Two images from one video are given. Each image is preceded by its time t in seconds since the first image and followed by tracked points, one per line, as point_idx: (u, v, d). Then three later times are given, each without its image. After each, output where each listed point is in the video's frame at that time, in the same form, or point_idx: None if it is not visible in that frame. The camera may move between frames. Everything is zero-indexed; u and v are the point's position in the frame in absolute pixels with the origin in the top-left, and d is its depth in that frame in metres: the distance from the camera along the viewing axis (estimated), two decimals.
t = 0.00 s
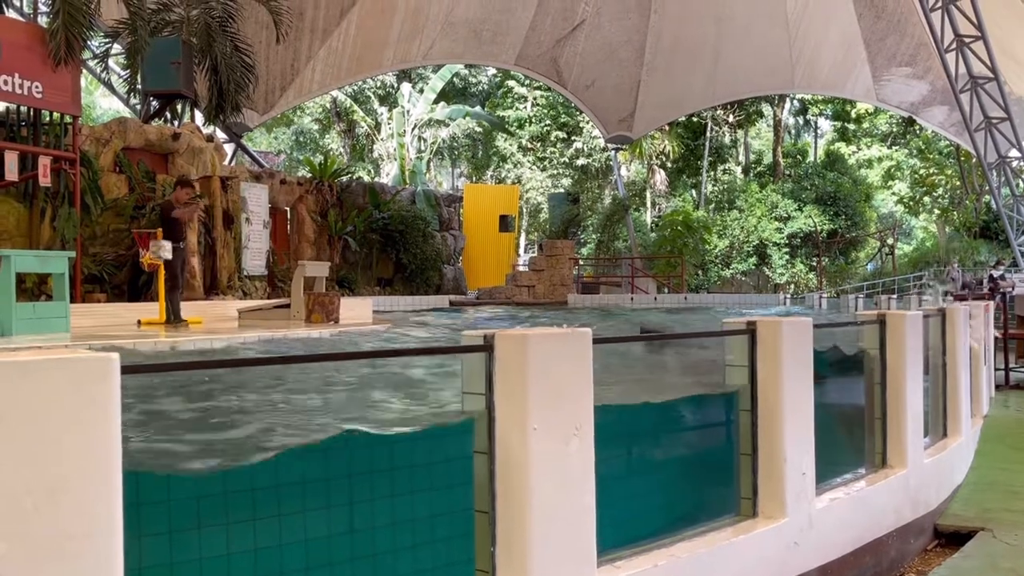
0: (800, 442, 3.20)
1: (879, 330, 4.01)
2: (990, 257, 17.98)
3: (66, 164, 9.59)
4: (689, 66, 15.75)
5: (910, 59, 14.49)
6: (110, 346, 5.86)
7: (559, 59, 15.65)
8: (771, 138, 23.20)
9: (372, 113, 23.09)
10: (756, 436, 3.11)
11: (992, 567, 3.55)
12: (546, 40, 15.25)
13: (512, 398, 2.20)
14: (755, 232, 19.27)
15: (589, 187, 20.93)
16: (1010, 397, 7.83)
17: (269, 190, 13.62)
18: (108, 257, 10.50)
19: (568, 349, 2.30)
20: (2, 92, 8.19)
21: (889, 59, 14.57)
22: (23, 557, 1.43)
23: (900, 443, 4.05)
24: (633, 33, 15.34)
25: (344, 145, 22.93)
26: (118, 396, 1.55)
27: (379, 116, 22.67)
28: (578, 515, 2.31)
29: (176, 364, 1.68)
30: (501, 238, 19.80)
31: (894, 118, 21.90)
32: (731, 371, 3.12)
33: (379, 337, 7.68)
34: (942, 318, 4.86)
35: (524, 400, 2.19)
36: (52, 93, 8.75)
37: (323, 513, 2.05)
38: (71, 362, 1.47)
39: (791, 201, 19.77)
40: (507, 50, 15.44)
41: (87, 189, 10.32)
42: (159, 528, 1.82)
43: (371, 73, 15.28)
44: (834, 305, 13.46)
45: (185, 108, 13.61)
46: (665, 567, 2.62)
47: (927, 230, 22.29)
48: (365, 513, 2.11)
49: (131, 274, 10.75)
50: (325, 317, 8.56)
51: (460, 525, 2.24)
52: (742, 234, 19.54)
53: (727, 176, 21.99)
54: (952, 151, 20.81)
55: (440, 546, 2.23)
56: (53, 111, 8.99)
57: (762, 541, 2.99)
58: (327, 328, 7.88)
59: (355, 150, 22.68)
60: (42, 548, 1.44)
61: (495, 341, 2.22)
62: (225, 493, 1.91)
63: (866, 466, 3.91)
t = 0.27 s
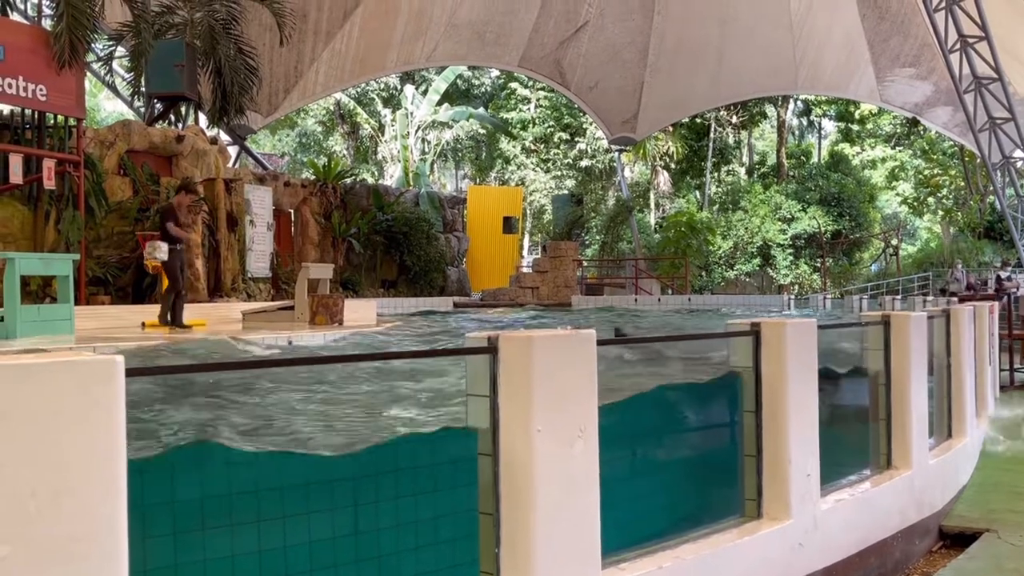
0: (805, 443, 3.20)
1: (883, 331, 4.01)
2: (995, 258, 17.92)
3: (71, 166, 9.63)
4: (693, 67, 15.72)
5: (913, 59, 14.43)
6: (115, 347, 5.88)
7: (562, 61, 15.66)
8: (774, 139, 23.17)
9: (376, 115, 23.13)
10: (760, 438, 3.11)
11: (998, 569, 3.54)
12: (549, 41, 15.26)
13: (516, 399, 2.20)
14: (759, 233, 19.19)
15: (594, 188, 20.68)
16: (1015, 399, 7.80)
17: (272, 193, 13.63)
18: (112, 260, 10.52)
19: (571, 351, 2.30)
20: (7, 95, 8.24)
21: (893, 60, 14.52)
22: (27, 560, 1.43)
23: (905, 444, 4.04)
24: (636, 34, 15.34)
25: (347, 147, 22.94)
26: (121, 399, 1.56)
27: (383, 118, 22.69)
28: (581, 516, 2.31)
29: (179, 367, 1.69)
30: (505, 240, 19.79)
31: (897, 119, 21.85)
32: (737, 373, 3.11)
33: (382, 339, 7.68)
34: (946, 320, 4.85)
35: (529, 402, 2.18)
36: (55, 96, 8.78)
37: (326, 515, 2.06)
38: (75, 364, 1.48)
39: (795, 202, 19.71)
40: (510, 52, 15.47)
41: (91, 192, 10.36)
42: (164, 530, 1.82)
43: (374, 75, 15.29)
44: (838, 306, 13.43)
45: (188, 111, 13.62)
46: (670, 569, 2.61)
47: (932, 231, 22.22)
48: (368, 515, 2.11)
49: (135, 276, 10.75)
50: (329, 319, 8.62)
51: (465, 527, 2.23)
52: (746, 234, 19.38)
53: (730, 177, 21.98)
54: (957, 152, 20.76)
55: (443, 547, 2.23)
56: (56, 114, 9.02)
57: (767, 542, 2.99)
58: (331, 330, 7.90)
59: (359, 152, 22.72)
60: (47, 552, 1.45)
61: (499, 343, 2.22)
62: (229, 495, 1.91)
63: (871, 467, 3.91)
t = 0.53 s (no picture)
0: (810, 444, 3.20)
1: (888, 332, 4.01)
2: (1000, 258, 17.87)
3: (76, 169, 9.67)
4: (697, 68, 15.72)
5: (918, 59, 14.39)
6: (120, 349, 5.91)
7: (566, 62, 15.67)
8: (779, 140, 23.15)
9: (380, 117, 23.17)
10: (766, 438, 3.12)
11: (1004, 569, 3.53)
12: (553, 42, 15.28)
13: (521, 401, 2.22)
14: (764, 234, 19.15)
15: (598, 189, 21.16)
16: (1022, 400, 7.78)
17: (277, 195, 13.66)
18: (117, 262, 10.57)
19: (577, 352, 2.31)
20: (11, 98, 8.25)
21: (897, 60, 14.48)
22: (34, 562, 1.44)
23: (911, 445, 4.04)
24: (640, 35, 15.36)
25: (352, 149, 22.98)
26: (127, 402, 1.58)
27: (387, 120, 22.74)
28: (587, 518, 2.32)
29: (184, 370, 1.71)
30: (510, 242, 19.79)
31: (902, 119, 21.81)
32: (742, 373, 3.11)
33: (387, 341, 7.69)
34: (952, 320, 4.84)
35: (533, 403, 2.20)
36: (61, 99, 8.81)
37: (332, 516, 2.06)
38: (82, 367, 1.50)
39: (800, 202, 19.67)
40: (514, 53, 15.50)
41: (96, 195, 10.40)
42: (171, 532, 1.84)
43: (379, 77, 15.32)
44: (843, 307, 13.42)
45: (193, 113, 13.66)
46: (676, 570, 2.61)
47: (937, 231, 22.17)
48: (374, 517, 2.11)
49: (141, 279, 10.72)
50: (334, 321, 8.60)
51: (471, 528, 2.25)
52: (750, 235, 19.26)
53: (735, 178, 21.97)
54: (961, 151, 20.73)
55: (450, 549, 2.22)
56: (62, 118, 9.05)
57: (772, 543, 2.99)
58: (337, 332, 7.92)
59: (363, 154, 22.75)
60: (55, 553, 1.46)
61: (504, 345, 2.24)
62: (234, 497, 1.92)
63: (877, 468, 3.91)
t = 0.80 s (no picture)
0: (817, 444, 3.19)
1: (895, 331, 4.00)
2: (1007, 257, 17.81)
3: (82, 172, 9.70)
4: (702, 68, 15.71)
5: (923, 58, 14.33)
6: (127, 351, 5.92)
7: (571, 62, 15.70)
8: (784, 140, 23.12)
9: (385, 118, 23.22)
10: (772, 438, 3.11)
11: (1012, 569, 3.52)
12: (558, 43, 15.31)
13: (528, 401, 2.22)
14: (770, 234, 19.10)
15: (604, 190, 20.74)
16: None
17: (283, 196, 13.70)
18: (123, 265, 10.60)
19: (583, 353, 2.32)
20: (17, 101, 8.29)
21: (903, 59, 14.42)
22: (42, 564, 1.46)
23: (918, 445, 4.03)
24: (645, 36, 15.36)
25: (357, 150, 23.02)
26: (133, 404, 1.59)
27: (392, 121, 22.78)
28: (594, 518, 2.32)
29: (190, 372, 1.71)
30: (515, 243, 19.80)
31: (907, 119, 21.76)
32: (748, 373, 3.12)
33: (393, 342, 7.71)
34: (958, 319, 4.82)
35: (539, 403, 2.21)
36: (67, 101, 8.85)
37: (338, 517, 2.06)
38: (89, 369, 1.51)
39: (806, 202, 19.63)
40: (519, 54, 15.54)
41: (102, 197, 10.44)
42: (177, 534, 1.85)
43: (384, 79, 15.36)
44: (849, 307, 13.40)
45: (199, 116, 13.70)
46: (683, 571, 2.62)
47: (943, 231, 22.13)
48: (381, 518, 2.12)
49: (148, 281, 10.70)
50: (340, 323, 8.58)
51: (477, 529, 2.25)
52: (756, 235, 19.31)
53: (740, 178, 21.96)
54: (967, 150, 20.69)
55: (458, 551, 2.24)
56: (68, 120, 9.09)
57: (779, 543, 2.99)
58: (343, 333, 7.94)
59: (368, 155, 22.77)
60: (63, 556, 1.47)
61: (510, 346, 2.24)
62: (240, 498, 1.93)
63: (883, 468, 3.90)
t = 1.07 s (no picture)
0: (824, 444, 3.20)
1: (902, 330, 4.00)
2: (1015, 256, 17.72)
3: (88, 174, 9.74)
4: (707, 67, 15.67)
5: (929, 57, 14.20)
6: (135, 352, 5.95)
7: (577, 62, 15.71)
8: (790, 139, 23.06)
9: (391, 119, 23.25)
10: (780, 437, 3.11)
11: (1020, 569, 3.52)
12: (564, 43, 15.31)
13: (535, 401, 2.22)
14: (777, 233, 19.04)
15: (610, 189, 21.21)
16: None
17: (289, 197, 13.71)
18: (130, 266, 10.64)
19: (590, 353, 2.33)
20: (25, 103, 8.33)
21: (909, 58, 14.33)
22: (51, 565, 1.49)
23: (926, 444, 4.02)
24: (650, 36, 15.33)
25: (363, 151, 23.06)
26: (142, 404, 1.62)
27: (398, 122, 22.82)
28: (600, 518, 2.33)
29: (196, 374, 1.73)
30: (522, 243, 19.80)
31: (914, 117, 21.67)
32: (754, 373, 3.13)
33: (399, 343, 7.73)
34: (966, 318, 4.81)
35: (546, 404, 2.21)
36: (73, 103, 8.89)
37: (344, 518, 2.07)
38: (97, 370, 1.54)
39: (813, 201, 19.56)
40: (525, 54, 15.57)
41: (109, 199, 10.49)
42: (184, 535, 1.86)
43: (389, 79, 15.36)
44: (856, 306, 13.36)
45: (205, 117, 13.72)
46: (690, 571, 2.62)
47: (950, 229, 22.05)
48: (387, 519, 2.13)
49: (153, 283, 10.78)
50: (347, 323, 8.63)
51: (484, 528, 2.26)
52: (762, 235, 19.13)
53: (747, 177, 21.91)
54: (974, 149, 20.59)
55: (465, 553, 2.25)
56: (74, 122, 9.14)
57: (787, 543, 2.98)
58: (349, 334, 7.96)
59: (374, 156, 22.79)
60: (71, 556, 1.51)
61: (517, 345, 2.25)
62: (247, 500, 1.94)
63: (891, 468, 3.90)
